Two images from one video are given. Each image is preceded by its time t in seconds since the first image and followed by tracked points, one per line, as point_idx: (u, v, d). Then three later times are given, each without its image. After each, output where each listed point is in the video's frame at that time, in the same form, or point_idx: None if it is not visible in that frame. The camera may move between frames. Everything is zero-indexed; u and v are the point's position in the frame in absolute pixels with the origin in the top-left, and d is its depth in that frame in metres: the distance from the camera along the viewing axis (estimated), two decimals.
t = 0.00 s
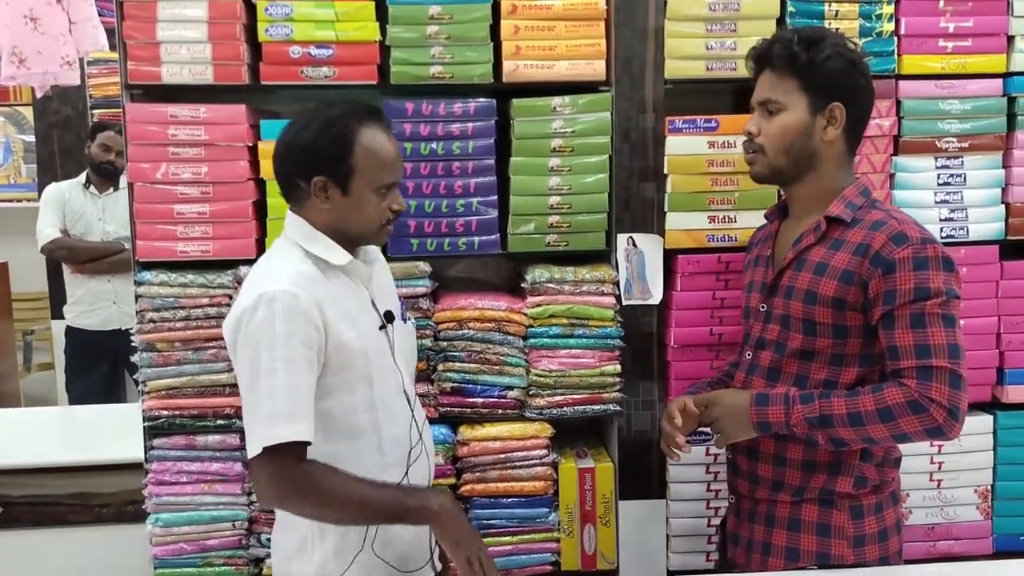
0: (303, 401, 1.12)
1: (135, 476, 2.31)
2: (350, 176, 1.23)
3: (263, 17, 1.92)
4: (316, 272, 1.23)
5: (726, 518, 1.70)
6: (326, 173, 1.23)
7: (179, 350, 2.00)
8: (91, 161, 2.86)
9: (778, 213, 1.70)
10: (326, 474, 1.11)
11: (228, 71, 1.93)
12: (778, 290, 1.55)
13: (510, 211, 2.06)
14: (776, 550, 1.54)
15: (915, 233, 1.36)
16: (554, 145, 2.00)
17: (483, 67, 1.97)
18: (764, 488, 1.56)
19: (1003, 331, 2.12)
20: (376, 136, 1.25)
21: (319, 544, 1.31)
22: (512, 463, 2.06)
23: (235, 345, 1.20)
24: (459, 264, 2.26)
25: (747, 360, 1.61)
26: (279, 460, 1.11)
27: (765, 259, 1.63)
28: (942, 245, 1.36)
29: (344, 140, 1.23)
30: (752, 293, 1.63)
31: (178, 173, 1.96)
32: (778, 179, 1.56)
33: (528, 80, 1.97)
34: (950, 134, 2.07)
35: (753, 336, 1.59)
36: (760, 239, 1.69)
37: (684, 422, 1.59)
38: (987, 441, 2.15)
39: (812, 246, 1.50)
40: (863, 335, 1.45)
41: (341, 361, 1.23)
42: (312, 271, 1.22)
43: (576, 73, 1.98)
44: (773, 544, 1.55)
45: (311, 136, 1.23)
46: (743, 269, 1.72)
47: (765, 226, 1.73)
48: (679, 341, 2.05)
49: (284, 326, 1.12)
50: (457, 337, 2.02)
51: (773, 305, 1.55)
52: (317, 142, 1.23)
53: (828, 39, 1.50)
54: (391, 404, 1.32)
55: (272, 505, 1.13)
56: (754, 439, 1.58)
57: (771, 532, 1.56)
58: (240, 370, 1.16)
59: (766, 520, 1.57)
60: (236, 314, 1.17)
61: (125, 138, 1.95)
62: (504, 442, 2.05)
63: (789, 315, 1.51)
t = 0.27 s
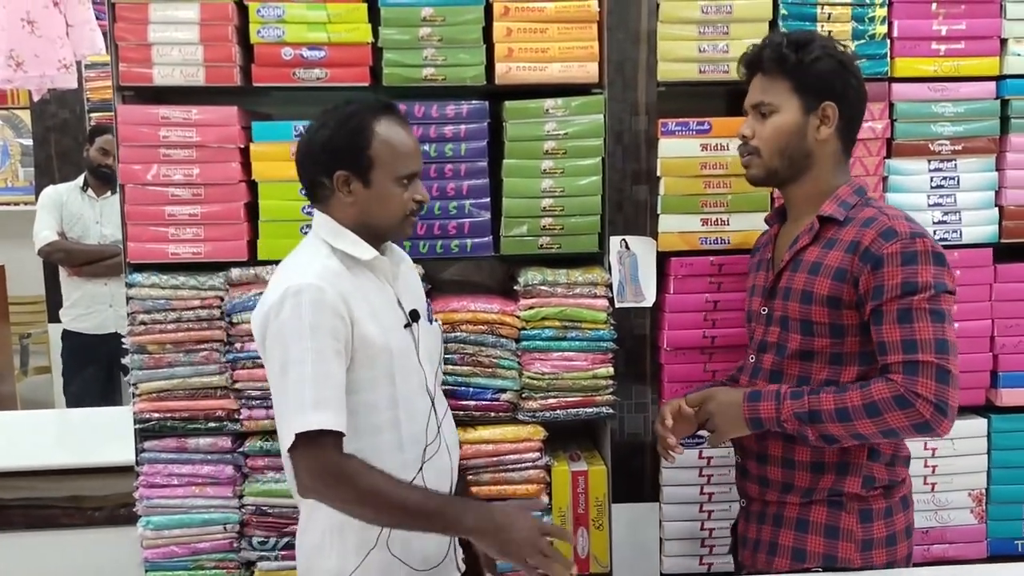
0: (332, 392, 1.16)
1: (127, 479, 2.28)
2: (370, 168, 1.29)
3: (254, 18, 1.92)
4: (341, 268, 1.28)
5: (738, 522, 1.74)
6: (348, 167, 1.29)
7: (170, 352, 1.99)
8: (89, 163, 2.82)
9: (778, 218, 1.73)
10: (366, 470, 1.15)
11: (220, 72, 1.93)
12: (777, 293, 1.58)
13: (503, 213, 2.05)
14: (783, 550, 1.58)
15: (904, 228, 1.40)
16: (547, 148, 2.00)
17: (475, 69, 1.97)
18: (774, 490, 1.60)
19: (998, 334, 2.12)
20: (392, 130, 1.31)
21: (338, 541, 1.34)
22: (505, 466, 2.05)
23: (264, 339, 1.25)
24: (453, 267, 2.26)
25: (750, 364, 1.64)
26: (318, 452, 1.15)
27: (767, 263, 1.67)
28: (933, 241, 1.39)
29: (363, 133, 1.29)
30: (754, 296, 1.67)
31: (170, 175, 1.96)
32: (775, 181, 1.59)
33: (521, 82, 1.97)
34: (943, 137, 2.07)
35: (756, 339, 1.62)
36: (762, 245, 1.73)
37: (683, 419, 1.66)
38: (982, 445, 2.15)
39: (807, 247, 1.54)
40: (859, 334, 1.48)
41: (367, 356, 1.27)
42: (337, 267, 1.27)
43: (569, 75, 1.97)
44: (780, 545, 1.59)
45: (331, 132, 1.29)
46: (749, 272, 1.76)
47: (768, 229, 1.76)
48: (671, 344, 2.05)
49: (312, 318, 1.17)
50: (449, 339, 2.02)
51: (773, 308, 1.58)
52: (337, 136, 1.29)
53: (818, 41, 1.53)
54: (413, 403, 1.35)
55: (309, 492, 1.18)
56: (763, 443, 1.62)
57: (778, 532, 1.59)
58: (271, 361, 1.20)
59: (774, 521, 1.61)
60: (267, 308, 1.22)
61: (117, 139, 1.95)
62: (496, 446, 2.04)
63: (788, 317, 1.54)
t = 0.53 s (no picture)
0: (362, 386, 1.23)
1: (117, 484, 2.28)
2: (393, 174, 1.33)
3: (246, 22, 1.92)
4: (361, 271, 1.34)
5: (766, 523, 1.74)
6: (370, 173, 1.33)
7: (161, 356, 1.98)
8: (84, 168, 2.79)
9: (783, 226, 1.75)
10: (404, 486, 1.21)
11: (212, 76, 1.93)
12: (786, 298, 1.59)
13: (494, 217, 2.05)
14: (802, 548, 1.59)
15: (902, 225, 1.40)
16: (538, 152, 2.00)
17: (467, 73, 1.97)
18: (798, 493, 1.61)
19: (989, 338, 2.12)
20: (415, 138, 1.35)
21: (355, 542, 1.40)
22: (497, 470, 2.04)
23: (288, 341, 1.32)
24: (445, 271, 2.25)
25: (767, 369, 1.66)
26: (356, 455, 1.21)
27: (775, 270, 1.69)
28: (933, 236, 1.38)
29: (388, 140, 1.33)
30: (768, 303, 1.68)
31: (161, 179, 1.96)
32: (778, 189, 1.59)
33: (512, 86, 1.97)
34: (934, 141, 2.07)
35: (769, 345, 1.64)
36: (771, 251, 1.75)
37: (693, 424, 1.72)
38: (973, 449, 2.15)
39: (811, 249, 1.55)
40: (868, 334, 1.48)
41: (385, 357, 1.34)
42: (357, 270, 1.33)
43: (560, 79, 1.98)
44: (800, 543, 1.60)
45: (357, 137, 1.34)
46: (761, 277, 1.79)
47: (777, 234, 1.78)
48: (663, 348, 2.05)
49: (337, 315, 1.24)
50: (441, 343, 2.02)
51: (784, 313, 1.60)
52: (362, 143, 1.33)
53: (814, 50, 1.54)
54: (429, 405, 1.42)
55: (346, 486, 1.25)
56: (783, 448, 1.63)
57: (800, 531, 1.60)
58: (296, 359, 1.27)
59: (797, 521, 1.61)
60: (292, 308, 1.28)
61: (108, 143, 1.95)
62: (488, 450, 2.03)
63: (796, 320, 1.55)
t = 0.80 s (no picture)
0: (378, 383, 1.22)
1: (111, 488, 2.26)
2: (411, 176, 1.34)
3: (240, 26, 1.92)
4: (374, 271, 1.34)
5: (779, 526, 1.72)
6: (392, 173, 1.33)
7: (154, 360, 1.98)
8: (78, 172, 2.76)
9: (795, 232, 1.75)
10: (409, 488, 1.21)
11: (206, 80, 1.93)
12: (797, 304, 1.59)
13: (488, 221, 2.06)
14: (813, 549, 1.58)
15: (907, 231, 1.40)
16: (532, 156, 2.00)
17: (461, 77, 1.97)
18: (811, 497, 1.60)
19: (981, 342, 2.13)
20: (430, 141, 1.37)
21: (361, 543, 1.39)
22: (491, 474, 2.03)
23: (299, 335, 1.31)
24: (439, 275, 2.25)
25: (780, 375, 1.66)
26: (365, 452, 1.20)
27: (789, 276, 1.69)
28: (939, 240, 1.38)
29: (406, 140, 1.34)
30: (781, 309, 1.68)
31: (154, 183, 1.95)
32: (788, 198, 1.60)
33: (506, 91, 1.97)
34: (926, 146, 2.08)
35: (783, 351, 1.64)
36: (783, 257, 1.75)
37: (711, 433, 1.72)
38: (966, 452, 2.16)
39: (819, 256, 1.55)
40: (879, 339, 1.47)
41: (395, 357, 1.33)
42: (370, 270, 1.33)
43: (554, 84, 1.98)
44: (811, 545, 1.59)
45: (376, 138, 1.33)
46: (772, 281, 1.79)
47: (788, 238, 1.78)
48: (656, 352, 2.06)
49: (354, 312, 1.24)
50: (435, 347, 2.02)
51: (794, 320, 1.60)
52: (382, 143, 1.33)
53: (818, 60, 1.53)
54: (434, 406, 1.42)
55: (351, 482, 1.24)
56: (796, 453, 1.62)
57: (811, 532, 1.59)
58: (311, 353, 1.26)
59: (808, 522, 1.61)
60: (305, 306, 1.28)
61: (101, 147, 1.95)
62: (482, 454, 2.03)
63: (807, 326, 1.55)
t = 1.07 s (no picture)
0: (384, 381, 1.22)
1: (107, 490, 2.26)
2: (417, 175, 1.34)
3: (235, 27, 1.92)
4: (381, 269, 1.34)
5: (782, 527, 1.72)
6: (395, 172, 1.34)
7: (149, 362, 1.98)
8: (74, 173, 2.77)
9: (803, 233, 1.75)
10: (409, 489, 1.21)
11: (201, 81, 1.92)
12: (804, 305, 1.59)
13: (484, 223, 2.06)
14: (817, 550, 1.58)
15: (915, 231, 1.40)
16: (528, 157, 2.00)
17: (457, 79, 1.98)
18: (815, 498, 1.61)
19: (977, 343, 2.14)
20: (435, 142, 1.37)
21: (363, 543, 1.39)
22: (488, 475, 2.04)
23: (305, 332, 1.31)
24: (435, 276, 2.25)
25: (786, 375, 1.66)
26: (368, 450, 1.21)
27: (796, 278, 1.70)
28: (944, 242, 1.38)
29: (411, 141, 1.35)
30: (786, 310, 1.68)
31: (150, 184, 1.95)
32: (802, 200, 1.59)
33: (502, 92, 1.98)
34: (921, 148, 2.08)
35: (789, 352, 1.64)
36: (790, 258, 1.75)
37: (713, 433, 1.73)
38: (962, 454, 2.16)
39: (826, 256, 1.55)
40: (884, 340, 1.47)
41: (401, 355, 1.34)
42: (378, 268, 1.33)
43: (550, 85, 1.98)
44: (815, 545, 1.59)
45: (382, 138, 1.34)
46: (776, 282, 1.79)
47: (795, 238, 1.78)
48: (652, 353, 2.06)
49: (361, 309, 1.24)
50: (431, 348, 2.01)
51: (801, 320, 1.60)
52: (388, 142, 1.34)
53: (831, 60, 1.54)
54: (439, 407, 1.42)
55: (352, 480, 1.24)
56: (801, 453, 1.62)
57: (815, 533, 1.60)
58: (319, 349, 1.26)
59: (812, 523, 1.61)
60: (313, 301, 1.28)
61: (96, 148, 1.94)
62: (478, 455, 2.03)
63: (812, 326, 1.55)
